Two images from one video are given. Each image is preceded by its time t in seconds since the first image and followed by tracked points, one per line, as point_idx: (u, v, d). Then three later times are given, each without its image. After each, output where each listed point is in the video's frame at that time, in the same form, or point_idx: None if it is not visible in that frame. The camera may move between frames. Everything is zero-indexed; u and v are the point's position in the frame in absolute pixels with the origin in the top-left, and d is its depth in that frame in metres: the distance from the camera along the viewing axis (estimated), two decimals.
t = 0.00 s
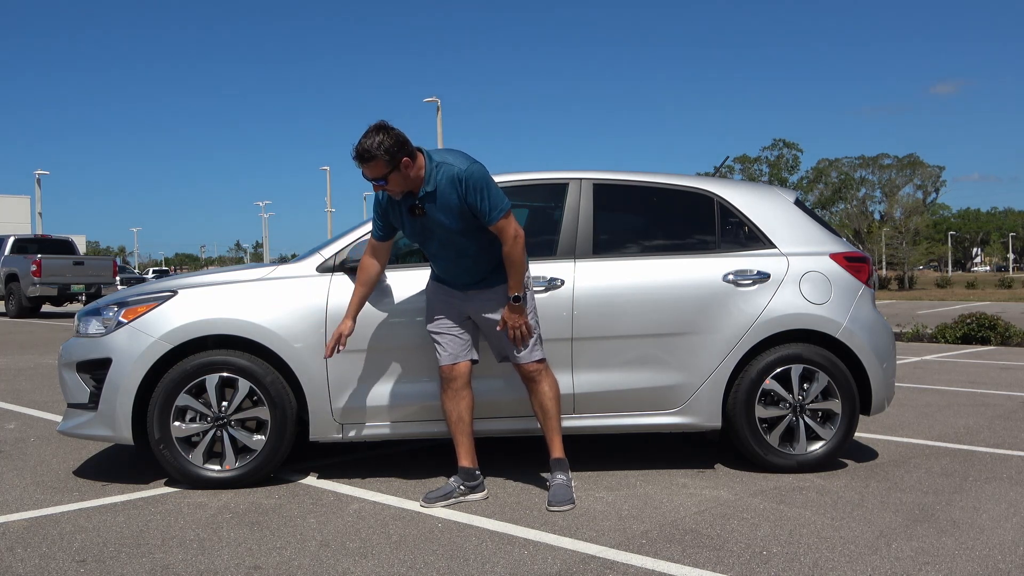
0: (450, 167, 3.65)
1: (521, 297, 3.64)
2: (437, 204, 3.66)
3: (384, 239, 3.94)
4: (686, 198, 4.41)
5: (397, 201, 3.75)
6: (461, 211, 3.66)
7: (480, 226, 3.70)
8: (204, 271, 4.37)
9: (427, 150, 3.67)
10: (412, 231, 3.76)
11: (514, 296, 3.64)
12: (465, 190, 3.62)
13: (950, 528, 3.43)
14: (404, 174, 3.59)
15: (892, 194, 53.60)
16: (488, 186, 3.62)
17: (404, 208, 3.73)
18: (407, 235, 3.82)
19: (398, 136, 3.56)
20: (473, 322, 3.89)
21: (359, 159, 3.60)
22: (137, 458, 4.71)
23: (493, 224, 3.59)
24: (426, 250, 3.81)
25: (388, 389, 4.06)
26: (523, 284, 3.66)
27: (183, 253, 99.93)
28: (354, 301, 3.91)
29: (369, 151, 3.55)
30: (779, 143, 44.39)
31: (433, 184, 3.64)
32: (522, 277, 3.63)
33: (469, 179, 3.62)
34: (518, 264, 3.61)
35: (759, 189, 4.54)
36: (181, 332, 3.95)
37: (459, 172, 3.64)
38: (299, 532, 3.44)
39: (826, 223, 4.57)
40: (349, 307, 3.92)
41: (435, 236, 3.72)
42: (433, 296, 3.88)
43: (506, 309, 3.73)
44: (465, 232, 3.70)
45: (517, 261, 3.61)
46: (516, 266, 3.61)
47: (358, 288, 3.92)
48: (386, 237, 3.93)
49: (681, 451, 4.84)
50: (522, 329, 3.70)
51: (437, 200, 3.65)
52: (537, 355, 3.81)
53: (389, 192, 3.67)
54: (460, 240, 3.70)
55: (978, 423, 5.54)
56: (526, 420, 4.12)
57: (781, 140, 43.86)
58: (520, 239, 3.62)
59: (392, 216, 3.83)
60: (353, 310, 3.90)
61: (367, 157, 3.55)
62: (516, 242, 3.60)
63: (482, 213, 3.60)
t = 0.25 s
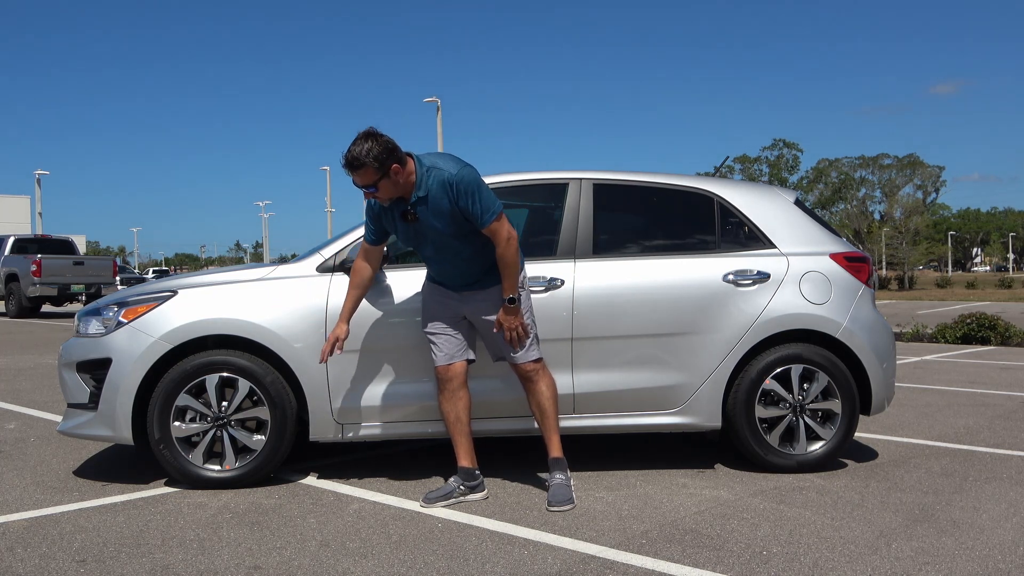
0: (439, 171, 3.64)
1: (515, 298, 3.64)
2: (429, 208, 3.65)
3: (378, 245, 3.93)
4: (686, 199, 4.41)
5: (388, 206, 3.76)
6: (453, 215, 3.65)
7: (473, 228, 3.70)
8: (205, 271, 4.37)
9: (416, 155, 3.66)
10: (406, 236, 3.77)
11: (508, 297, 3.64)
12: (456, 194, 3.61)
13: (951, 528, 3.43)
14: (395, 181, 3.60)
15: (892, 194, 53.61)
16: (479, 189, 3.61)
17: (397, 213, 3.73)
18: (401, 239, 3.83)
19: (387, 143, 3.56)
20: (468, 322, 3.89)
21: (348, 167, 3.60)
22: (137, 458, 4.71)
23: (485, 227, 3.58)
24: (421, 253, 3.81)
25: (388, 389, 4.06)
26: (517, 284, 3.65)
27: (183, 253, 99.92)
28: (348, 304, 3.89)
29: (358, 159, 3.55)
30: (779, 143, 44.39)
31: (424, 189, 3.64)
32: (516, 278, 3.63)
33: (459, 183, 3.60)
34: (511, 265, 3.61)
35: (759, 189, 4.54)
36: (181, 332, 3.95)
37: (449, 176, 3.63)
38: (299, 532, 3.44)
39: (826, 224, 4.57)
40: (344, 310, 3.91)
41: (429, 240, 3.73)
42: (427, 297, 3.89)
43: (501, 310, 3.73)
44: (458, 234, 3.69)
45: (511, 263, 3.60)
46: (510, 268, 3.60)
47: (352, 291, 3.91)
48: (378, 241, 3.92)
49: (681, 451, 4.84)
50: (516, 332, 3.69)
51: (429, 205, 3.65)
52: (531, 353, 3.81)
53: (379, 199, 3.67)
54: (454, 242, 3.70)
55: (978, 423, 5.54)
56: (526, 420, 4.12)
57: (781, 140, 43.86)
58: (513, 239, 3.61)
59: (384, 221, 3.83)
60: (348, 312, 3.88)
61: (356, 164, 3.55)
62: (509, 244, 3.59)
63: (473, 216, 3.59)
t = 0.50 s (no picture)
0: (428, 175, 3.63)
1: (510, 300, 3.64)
2: (420, 213, 3.64)
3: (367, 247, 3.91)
4: (686, 199, 4.41)
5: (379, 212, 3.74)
6: (445, 218, 3.65)
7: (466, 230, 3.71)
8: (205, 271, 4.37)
9: (404, 159, 3.64)
10: (398, 240, 3.77)
11: (503, 300, 3.63)
12: (446, 199, 3.61)
13: (951, 528, 3.43)
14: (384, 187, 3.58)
15: (892, 194, 53.61)
16: (469, 192, 3.60)
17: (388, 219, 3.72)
18: (394, 243, 3.82)
19: (375, 150, 3.53)
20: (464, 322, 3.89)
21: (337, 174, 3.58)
22: (137, 458, 4.71)
23: (477, 230, 3.58)
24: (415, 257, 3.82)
25: (387, 389, 4.06)
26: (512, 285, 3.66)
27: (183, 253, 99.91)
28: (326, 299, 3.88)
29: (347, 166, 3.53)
30: (779, 143, 44.39)
31: (414, 195, 3.62)
32: (510, 280, 3.61)
33: (448, 187, 3.60)
34: (505, 267, 3.60)
35: (759, 189, 4.54)
36: (181, 332, 3.94)
37: (439, 181, 3.62)
38: (299, 532, 3.44)
39: (826, 223, 4.57)
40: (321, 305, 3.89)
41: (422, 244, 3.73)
42: (423, 298, 3.88)
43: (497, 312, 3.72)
44: (451, 236, 3.70)
45: (505, 263, 3.60)
46: (504, 269, 3.60)
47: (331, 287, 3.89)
48: (367, 244, 3.90)
49: (681, 451, 4.84)
50: (513, 334, 3.69)
51: (420, 210, 3.64)
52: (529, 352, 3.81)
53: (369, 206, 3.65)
54: (447, 245, 3.71)
55: (978, 423, 5.54)
56: (526, 420, 4.12)
57: (781, 140, 43.90)
58: (506, 240, 3.61)
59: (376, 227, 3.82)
60: (324, 307, 3.86)
61: (345, 171, 3.52)
62: (502, 246, 3.60)
63: (465, 219, 3.59)
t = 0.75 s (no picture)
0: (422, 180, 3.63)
1: (507, 300, 3.63)
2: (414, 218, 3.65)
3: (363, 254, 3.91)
4: (686, 199, 4.41)
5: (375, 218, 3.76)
6: (440, 222, 3.65)
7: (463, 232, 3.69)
8: (204, 271, 4.37)
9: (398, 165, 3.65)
10: (395, 246, 3.78)
11: (501, 301, 3.63)
12: (441, 202, 3.61)
13: (951, 527, 3.43)
14: (378, 194, 3.59)
15: (892, 194, 53.61)
16: (463, 194, 3.59)
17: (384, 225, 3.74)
18: (390, 249, 3.83)
19: (367, 157, 3.53)
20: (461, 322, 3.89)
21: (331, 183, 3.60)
22: (137, 458, 4.71)
23: (471, 233, 3.57)
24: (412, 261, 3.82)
25: (387, 389, 4.06)
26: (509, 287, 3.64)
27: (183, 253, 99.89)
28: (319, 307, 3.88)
29: (340, 174, 3.54)
30: (779, 143, 44.38)
31: (408, 200, 3.64)
32: (507, 282, 3.61)
33: (442, 191, 3.60)
34: (502, 268, 3.58)
35: (759, 189, 4.54)
36: (181, 332, 3.95)
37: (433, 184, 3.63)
38: (299, 532, 3.44)
39: (826, 224, 4.57)
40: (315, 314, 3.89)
41: (419, 249, 3.73)
42: (420, 299, 3.89)
43: (495, 313, 3.72)
44: (447, 239, 3.69)
45: (501, 265, 3.58)
46: (500, 271, 3.59)
47: (325, 295, 3.89)
48: (362, 250, 3.89)
49: (681, 451, 4.84)
50: (511, 335, 3.68)
51: (414, 214, 3.65)
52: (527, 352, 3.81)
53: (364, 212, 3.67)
54: (443, 248, 3.70)
55: (978, 423, 5.54)
56: (525, 420, 4.12)
57: (781, 140, 43.90)
58: (502, 242, 3.58)
59: (372, 233, 3.83)
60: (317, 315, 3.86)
61: (338, 179, 3.54)
62: (498, 248, 3.56)
63: (459, 222, 3.59)
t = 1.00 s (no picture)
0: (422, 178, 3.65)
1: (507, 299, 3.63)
2: (416, 216, 3.66)
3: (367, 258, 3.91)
4: (686, 199, 4.41)
5: (376, 218, 3.76)
6: (441, 221, 3.66)
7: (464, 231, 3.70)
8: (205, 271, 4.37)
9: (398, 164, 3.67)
10: (396, 246, 3.78)
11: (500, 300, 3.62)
12: (441, 200, 3.62)
13: (951, 527, 3.43)
14: (378, 190, 3.59)
15: (892, 194, 53.61)
16: (464, 192, 3.61)
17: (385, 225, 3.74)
18: (391, 249, 3.83)
19: (368, 154, 3.56)
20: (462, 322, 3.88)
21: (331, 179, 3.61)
22: (137, 458, 4.71)
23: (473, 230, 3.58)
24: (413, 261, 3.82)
25: (387, 389, 4.06)
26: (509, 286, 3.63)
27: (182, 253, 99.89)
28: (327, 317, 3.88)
29: (341, 170, 3.56)
30: (779, 143, 44.38)
31: (409, 198, 3.65)
32: (507, 280, 3.61)
33: (443, 188, 3.61)
34: (502, 267, 3.58)
35: (759, 189, 4.54)
36: (181, 332, 3.95)
37: (433, 183, 3.64)
38: (299, 532, 3.44)
39: (826, 224, 4.57)
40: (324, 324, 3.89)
41: (420, 248, 3.73)
42: (422, 299, 3.88)
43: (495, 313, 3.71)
44: (448, 238, 3.70)
45: (502, 264, 3.58)
46: (501, 270, 3.59)
47: (331, 305, 3.88)
48: (365, 253, 3.89)
49: (681, 451, 4.84)
50: (510, 335, 3.67)
51: (415, 213, 3.65)
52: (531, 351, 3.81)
53: (365, 210, 3.67)
54: (444, 247, 3.71)
55: (979, 423, 5.54)
56: (525, 420, 4.12)
57: (781, 140, 43.89)
58: (503, 240, 3.60)
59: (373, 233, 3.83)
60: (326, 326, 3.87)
61: (339, 175, 3.55)
62: (499, 245, 3.57)
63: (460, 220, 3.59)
